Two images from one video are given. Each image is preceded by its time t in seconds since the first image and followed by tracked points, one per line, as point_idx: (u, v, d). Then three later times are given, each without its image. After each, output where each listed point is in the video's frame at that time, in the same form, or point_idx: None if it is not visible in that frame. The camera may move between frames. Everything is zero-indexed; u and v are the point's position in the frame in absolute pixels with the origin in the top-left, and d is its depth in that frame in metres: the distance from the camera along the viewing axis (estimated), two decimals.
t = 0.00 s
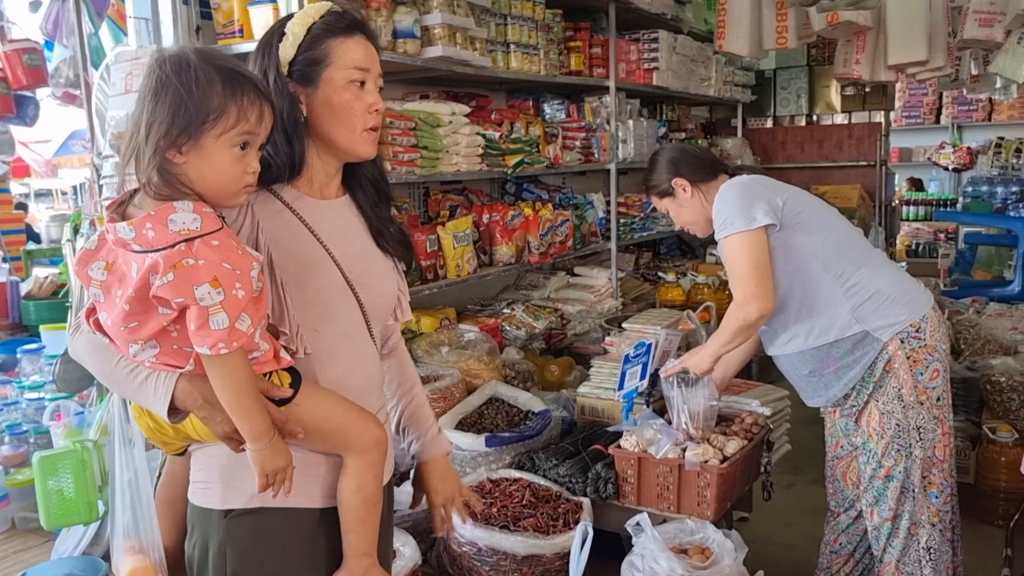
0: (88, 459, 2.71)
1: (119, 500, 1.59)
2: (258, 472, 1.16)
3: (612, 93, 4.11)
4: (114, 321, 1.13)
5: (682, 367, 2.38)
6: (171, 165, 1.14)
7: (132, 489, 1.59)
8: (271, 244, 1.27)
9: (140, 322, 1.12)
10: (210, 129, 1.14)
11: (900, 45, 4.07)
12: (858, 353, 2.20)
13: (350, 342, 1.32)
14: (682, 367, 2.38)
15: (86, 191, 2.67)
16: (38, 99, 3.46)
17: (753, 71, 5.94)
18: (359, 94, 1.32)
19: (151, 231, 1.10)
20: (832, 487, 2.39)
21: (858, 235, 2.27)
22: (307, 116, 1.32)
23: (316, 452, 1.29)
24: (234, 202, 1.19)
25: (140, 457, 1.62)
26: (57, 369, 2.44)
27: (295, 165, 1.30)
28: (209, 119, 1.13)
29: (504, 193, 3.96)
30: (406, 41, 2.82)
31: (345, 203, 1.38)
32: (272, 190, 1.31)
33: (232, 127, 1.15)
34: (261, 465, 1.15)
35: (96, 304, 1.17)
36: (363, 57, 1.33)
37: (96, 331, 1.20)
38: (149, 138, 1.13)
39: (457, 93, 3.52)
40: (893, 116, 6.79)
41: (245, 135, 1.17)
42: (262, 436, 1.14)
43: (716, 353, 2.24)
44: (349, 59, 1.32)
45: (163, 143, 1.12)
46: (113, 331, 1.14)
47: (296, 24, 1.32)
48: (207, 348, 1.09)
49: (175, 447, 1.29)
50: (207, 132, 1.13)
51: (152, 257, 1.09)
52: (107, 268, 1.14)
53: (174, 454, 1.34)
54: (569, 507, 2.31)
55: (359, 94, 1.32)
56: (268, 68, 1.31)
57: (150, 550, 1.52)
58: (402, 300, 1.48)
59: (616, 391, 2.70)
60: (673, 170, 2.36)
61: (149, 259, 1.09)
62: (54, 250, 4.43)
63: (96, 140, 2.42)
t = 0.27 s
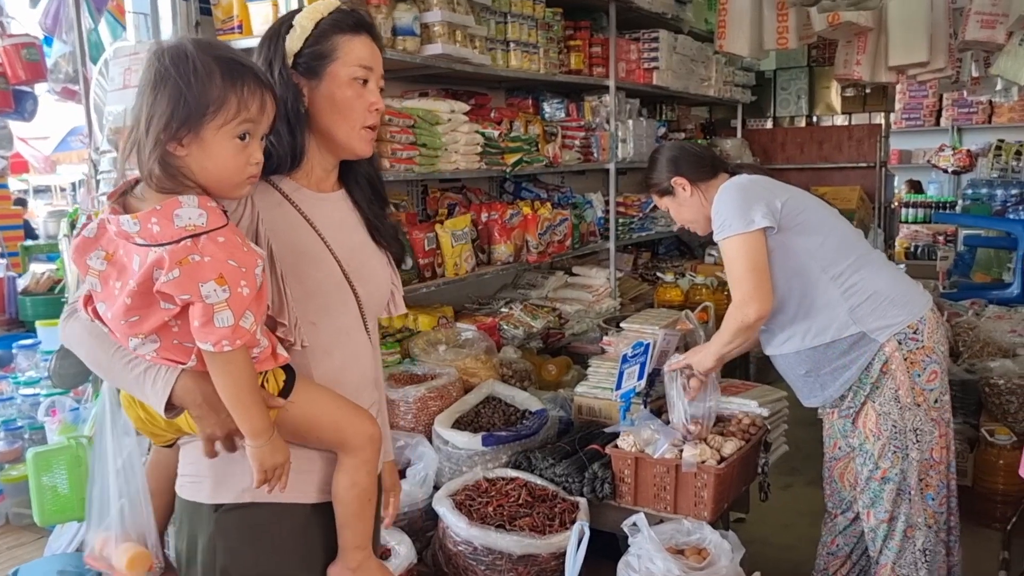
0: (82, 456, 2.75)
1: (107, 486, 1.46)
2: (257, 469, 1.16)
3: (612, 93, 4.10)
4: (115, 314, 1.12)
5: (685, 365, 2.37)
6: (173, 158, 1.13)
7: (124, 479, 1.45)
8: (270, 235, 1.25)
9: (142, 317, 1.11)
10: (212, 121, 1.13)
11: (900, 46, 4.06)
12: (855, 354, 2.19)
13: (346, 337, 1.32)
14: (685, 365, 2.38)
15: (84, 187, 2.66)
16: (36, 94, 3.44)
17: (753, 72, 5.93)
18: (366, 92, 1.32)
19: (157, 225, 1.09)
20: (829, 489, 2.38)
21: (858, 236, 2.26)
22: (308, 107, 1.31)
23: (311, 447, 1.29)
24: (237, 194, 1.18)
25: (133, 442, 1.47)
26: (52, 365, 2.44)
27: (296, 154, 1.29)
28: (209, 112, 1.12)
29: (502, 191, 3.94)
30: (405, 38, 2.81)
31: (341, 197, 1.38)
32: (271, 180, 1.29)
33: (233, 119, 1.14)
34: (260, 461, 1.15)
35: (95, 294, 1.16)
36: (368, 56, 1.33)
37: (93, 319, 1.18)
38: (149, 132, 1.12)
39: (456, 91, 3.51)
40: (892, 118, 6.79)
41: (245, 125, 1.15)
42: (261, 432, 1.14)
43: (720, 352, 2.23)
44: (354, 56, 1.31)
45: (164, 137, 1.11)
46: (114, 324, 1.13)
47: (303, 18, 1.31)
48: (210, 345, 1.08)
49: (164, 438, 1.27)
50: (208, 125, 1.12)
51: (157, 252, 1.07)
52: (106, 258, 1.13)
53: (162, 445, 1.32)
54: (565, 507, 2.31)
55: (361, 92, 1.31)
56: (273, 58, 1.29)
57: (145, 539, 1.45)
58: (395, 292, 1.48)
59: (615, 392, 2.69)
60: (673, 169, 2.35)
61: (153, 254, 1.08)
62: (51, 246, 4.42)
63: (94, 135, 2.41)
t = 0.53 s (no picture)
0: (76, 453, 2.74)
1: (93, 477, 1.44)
2: (268, 469, 1.16)
3: (609, 92, 4.09)
4: (128, 313, 1.10)
5: (680, 369, 2.37)
6: (183, 155, 1.13)
7: (110, 470, 1.43)
8: (269, 231, 1.25)
9: (156, 315, 1.10)
10: (220, 116, 1.12)
11: (897, 48, 4.07)
12: (852, 354, 2.20)
13: (342, 334, 1.32)
14: (681, 369, 2.37)
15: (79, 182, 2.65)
16: (32, 89, 3.43)
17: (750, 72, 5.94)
18: (359, 90, 1.32)
19: (174, 224, 1.08)
20: (824, 489, 2.39)
21: (855, 236, 2.26)
22: (302, 103, 1.31)
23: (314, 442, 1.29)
24: (248, 191, 1.18)
25: (122, 433, 1.47)
26: (47, 361, 2.43)
27: (289, 148, 1.29)
28: (218, 107, 1.12)
29: (499, 190, 3.94)
30: (403, 36, 2.80)
31: (331, 194, 1.37)
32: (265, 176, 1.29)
33: (242, 114, 1.14)
34: (270, 462, 1.15)
35: (102, 291, 1.14)
36: (362, 54, 1.33)
37: (102, 316, 1.15)
38: (159, 129, 1.11)
39: (453, 89, 3.50)
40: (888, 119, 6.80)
41: (255, 120, 1.15)
42: (272, 432, 1.14)
43: (716, 356, 2.22)
44: (349, 53, 1.31)
45: (175, 134, 1.11)
46: (126, 323, 1.12)
47: (301, 14, 1.32)
48: (228, 345, 1.08)
49: (163, 433, 1.26)
50: (217, 120, 1.12)
51: (175, 251, 1.07)
52: (117, 253, 1.12)
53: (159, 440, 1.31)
54: (561, 507, 2.31)
55: (354, 89, 1.31)
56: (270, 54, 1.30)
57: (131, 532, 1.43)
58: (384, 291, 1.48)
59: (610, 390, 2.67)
60: (671, 169, 2.35)
61: (171, 253, 1.07)
62: (47, 242, 4.40)
63: (90, 131, 2.40)
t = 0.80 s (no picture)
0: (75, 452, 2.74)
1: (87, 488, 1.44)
2: (298, 459, 1.16)
3: (609, 93, 4.09)
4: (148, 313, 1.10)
5: (677, 371, 2.37)
6: (198, 158, 1.13)
7: (103, 482, 1.42)
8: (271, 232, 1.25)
9: (179, 314, 1.09)
10: (234, 119, 1.12)
11: (896, 50, 4.07)
12: (851, 357, 2.20)
13: (344, 333, 1.32)
14: (677, 371, 2.37)
15: (79, 182, 2.65)
16: (32, 89, 3.43)
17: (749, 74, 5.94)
18: (352, 92, 1.32)
19: (199, 223, 1.08)
20: (823, 490, 2.39)
21: (852, 238, 2.26)
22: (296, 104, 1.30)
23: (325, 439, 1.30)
24: (262, 192, 1.18)
25: (115, 444, 1.47)
26: (45, 361, 2.44)
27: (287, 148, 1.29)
28: (232, 110, 1.12)
29: (498, 191, 3.94)
30: (402, 37, 2.80)
31: (325, 194, 1.36)
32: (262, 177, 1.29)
33: (255, 117, 1.13)
34: (301, 452, 1.15)
35: (115, 293, 1.13)
36: (357, 55, 1.33)
37: (115, 319, 1.14)
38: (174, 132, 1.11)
39: (453, 90, 3.50)
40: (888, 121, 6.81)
41: (269, 122, 1.15)
42: (301, 425, 1.14)
43: (713, 356, 2.21)
44: (344, 54, 1.31)
45: (189, 136, 1.11)
46: (145, 324, 1.11)
47: (296, 15, 1.32)
48: (255, 342, 1.08)
49: (170, 435, 1.26)
50: (231, 123, 1.12)
51: (199, 250, 1.07)
52: (130, 254, 1.13)
53: (164, 441, 1.31)
54: (559, 507, 2.31)
55: (348, 90, 1.32)
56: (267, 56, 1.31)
57: (124, 543, 1.42)
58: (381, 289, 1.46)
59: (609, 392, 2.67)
60: (671, 172, 2.35)
61: (195, 252, 1.07)
62: (46, 242, 4.40)
63: (89, 131, 2.39)
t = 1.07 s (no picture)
0: (74, 451, 2.73)
1: (99, 491, 1.45)
2: (302, 449, 1.17)
3: (609, 94, 4.09)
4: (146, 308, 1.10)
5: (672, 373, 2.37)
6: (196, 155, 1.13)
7: (115, 484, 1.43)
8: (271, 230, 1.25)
9: (177, 308, 1.10)
10: (233, 116, 1.12)
11: (896, 52, 4.06)
12: (849, 358, 2.20)
13: (345, 330, 1.33)
14: (672, 373, 2.37)
15: (79, 181, 2.66)
16: (32, 89, 3.44)
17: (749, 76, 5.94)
18: (351, 93, 1.32)
19: (196, 217, 1.09)
20: (820, 491, 2.39)
21: (851, 239, 2.26)
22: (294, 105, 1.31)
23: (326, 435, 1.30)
24: (259, 191, 1.18)
25: (124, 446, 1.48)
26: (44, 359, 2.44)
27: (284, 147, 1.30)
28: (231, 107, 1.12)
29: (498, 192, 3.94)
30: (402, 38, 2.80)
31: (325, 193, 1.37)
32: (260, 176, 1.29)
33: (254, 115, 1.14)
34: (303, 440, 1.16)
35: (113, 290, 1.13)
36: (357, 57, 1.33)
37: (113, 318, 1.14)
38: (174, 130, 1.12)
39: (453, 91, 3.51)
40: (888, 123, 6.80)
41: (267, 121, 1.15)
42: (304, 414, 1.15)
43: (708, 357, 2.22)
44: (343, 57, 1.31)
45: (189, 134, 1.11)
46: (143, 319, 1.11)
47: (297, 16, 1.33)
48: (252, 335, 1.09)
49: (173, 434, 1.27)
50: (230, 120, 1.12)
51: (197, 244, 1.08)
52: (128, 251, 1.13)
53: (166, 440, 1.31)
54: (556, 508, 2.31)
55: (347, 92, 1.32)
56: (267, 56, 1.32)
57: (136, 546, 1.44)
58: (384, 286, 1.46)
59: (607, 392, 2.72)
60: (668, 174, 2.35)
61: (193, 246, 1.08)
62: (47, 242, 4.40)
63: (89, 130, 2.40)
